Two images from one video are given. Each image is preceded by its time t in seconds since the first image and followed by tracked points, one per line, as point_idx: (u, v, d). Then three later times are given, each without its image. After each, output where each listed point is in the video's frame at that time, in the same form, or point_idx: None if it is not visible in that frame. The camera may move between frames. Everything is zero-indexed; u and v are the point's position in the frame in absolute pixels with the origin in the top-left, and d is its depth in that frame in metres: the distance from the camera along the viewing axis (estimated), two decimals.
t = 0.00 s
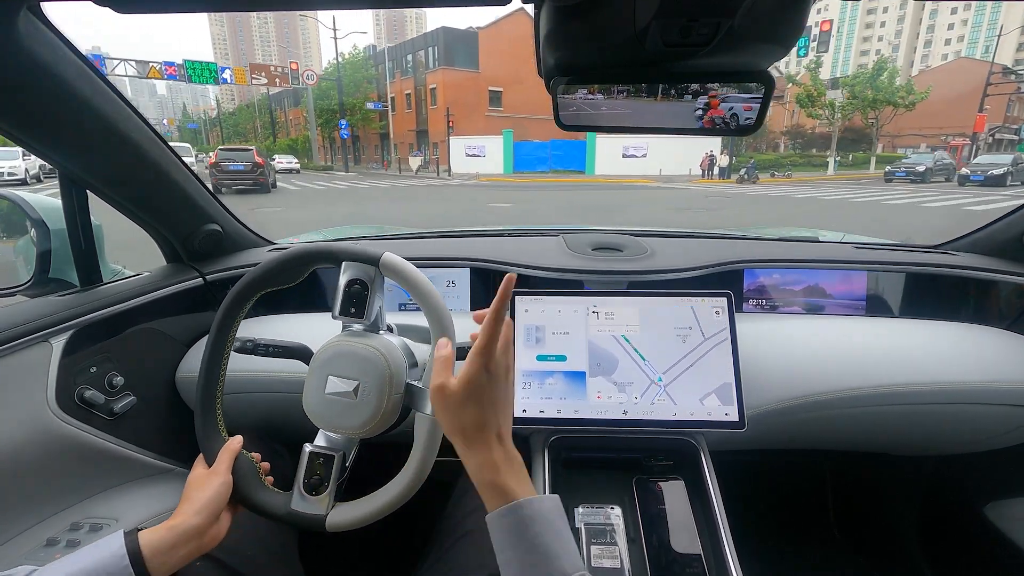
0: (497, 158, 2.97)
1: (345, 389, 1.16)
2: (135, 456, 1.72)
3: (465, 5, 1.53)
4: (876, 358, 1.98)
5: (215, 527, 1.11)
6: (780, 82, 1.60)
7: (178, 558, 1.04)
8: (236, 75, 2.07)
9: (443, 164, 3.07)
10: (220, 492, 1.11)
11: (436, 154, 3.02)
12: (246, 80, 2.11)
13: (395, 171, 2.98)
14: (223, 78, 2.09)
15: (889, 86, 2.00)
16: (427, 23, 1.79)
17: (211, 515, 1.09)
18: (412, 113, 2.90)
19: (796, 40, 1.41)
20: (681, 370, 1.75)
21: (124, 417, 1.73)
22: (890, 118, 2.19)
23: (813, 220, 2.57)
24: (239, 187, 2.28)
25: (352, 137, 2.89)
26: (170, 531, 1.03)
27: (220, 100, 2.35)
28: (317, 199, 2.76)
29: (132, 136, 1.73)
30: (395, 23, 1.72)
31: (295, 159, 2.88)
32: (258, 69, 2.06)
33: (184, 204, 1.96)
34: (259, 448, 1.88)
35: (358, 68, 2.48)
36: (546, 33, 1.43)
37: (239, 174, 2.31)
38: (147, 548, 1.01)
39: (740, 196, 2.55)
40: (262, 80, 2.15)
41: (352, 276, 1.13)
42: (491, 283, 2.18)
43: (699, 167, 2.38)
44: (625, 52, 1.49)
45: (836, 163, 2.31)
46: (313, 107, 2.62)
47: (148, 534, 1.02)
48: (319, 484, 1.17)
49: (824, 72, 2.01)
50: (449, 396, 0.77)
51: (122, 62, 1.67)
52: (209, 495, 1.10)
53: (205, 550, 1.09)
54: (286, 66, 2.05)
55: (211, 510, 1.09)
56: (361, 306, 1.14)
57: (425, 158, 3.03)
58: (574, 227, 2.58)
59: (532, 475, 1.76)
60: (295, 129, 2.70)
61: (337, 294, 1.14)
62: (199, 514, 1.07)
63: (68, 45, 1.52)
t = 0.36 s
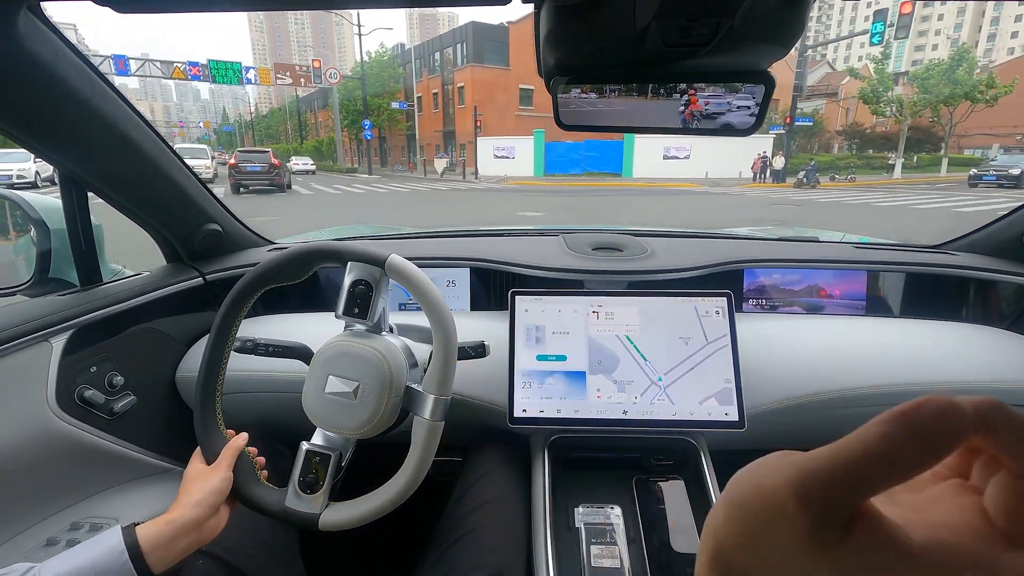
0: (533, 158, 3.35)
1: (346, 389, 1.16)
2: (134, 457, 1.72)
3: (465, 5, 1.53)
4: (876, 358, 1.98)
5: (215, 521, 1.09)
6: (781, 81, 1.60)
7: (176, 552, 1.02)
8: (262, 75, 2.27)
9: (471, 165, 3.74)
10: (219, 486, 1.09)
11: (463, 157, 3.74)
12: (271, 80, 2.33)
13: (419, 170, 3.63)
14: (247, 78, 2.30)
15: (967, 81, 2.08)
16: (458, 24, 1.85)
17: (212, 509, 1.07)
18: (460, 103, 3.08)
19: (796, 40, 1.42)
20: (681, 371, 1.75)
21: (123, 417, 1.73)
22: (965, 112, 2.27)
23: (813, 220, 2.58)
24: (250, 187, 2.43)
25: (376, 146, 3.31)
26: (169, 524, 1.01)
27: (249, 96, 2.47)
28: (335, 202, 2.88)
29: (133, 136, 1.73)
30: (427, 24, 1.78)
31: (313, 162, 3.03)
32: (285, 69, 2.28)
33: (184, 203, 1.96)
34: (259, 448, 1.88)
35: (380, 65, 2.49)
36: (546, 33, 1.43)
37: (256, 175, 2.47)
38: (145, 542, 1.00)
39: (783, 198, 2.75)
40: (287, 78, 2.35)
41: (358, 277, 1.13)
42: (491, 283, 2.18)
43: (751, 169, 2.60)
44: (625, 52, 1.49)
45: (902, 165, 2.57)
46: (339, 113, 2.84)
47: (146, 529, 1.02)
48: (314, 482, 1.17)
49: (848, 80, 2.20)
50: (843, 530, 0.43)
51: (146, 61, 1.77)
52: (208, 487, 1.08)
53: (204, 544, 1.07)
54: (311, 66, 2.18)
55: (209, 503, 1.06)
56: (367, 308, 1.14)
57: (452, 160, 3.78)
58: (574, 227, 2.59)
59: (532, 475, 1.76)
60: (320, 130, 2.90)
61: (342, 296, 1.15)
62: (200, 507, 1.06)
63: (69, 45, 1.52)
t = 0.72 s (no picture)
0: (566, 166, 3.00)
1: (345, 389, 1.16)
2: (135, 456, 1.72)
3: (466, 4, 1.53)
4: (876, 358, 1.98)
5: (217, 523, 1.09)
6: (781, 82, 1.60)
7: (178, 554, 1.02)
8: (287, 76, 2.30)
9: (501, 171, 3.15)
10: (221, 488, 1.09)
11: (494, 162, 3.12)
12: (297, 82, 2.35)
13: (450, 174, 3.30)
14: (273, 79, 2.31)
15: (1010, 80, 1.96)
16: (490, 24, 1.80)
17: (214, 512, 1.07)
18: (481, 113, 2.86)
19: (796, 40, 1.42)
20: (681, 372, 1.75)
21: (123, 417, 1.73)
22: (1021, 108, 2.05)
23: (814, 221, 2.57)
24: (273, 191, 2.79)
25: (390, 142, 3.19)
26: (171, 526, 1.01)
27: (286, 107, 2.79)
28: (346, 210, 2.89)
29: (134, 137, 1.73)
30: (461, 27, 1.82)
31: (333, 165, 3.31)
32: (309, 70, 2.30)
33: (184, 203, 1.96)
34: (259, 448, 1.89)
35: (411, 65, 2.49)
36: (547, 33, 1.43)
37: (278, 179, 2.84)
38: (147, 545, 1.00)
39: (871, 207, 2.56)
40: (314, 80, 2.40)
41: (354, 276, 1.13)
42: (491, 283, 2.18)
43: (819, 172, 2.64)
44: (625, 52, 1.49)
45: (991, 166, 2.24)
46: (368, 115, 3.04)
47: (148, 531, 1.02)
48: (316, 483, 1.16)
49: (920, 69, 1.76)
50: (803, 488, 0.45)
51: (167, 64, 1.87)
52: (210, 489, 1.07)
53: (206, 546, 1.07)
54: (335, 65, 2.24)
55: (211, 505, 1.06)
56: (366, 306, 1.14)
57: (484, 165, 3.18)
58: (574, 227, 2.59)
59: (532, 475, 1.76)
60: (351, 133, 3.22)
61: (341, 295, 1.14)
62: (202, 509, 1.05)
63: (69, 45, 1.52)
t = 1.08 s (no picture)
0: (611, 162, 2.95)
1: (345, 390, 1.16)
2: (135, 456, 1.72)
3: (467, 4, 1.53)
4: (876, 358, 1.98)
5: (213, 519, 1.09)
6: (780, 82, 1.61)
7: (176, 549, 1.02)
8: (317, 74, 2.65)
9: (536, 168, 3.46)
10: (218, 483, 1.10)
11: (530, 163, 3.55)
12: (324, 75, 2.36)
13: (482, 172, 3.82)
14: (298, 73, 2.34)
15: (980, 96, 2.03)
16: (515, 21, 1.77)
17: (210, 507, 1.07)
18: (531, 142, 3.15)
19: (796, 40, 1.42)
20: (682, 372, 1.75)
21: (123, 417, 1.73)
22: None
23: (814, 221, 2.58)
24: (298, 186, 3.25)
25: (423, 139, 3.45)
26: (169, 521, 1.01)
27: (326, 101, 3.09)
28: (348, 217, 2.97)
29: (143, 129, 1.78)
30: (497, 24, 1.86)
31: (361, 166, 3.90)
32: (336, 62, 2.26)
33: (184, 203, 1.96)
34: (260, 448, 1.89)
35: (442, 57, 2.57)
36: (547, 33, 1.42)
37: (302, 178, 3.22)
38: (144, 541, 1.00)
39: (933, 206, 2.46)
40: (340, 74, 2.75)
41: (356, 277, 1.13)
42: (491, 282, 2.18)
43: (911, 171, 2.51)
44: (625, 53, 1.49)
45: None
46: (397, 112, 3.37)
47: (145, 528, 1.02)
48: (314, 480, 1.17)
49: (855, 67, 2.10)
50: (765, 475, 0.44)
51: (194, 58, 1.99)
52: (207, 484, 1.08)
53: (203, 543, 1.07)
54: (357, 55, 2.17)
55: (208, 501, 1.07)
56: (369, 307, 1.14)
57: (518, 162, 3.61)
58: (574, 227, 2.59)
59: (532, 475, 1.76)
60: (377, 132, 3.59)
61: (343, 296, 1.15)
62: (199, 504, 1.06)
63: (69, 45, 1.52)
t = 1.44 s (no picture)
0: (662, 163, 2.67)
1: (345, 392, 1.16)
2: (135, 456, 1.72)
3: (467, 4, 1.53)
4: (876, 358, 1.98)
5: (215, 520, 1.09)
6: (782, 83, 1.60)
7: (178, 550, 1.02)
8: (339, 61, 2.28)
9: (574, 167, 2.90)
10: (219, 485, 1.10)
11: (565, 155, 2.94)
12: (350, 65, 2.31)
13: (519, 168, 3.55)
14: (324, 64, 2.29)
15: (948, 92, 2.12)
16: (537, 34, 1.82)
17: (212, 507, 1.07)
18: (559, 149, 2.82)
19: (797, 40, 1.42)
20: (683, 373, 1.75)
21: (124, 417, 1.73)
22: None
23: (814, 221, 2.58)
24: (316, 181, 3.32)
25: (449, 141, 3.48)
26: (170, 522, 1.01)
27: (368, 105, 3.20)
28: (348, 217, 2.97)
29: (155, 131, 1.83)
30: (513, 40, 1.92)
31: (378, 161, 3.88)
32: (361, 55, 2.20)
33: (184, 203, 1.96)
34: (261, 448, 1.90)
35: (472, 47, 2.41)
36: (546, 33, 1.42)
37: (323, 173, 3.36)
38: (146, 541, 0.99)
39: None
40: (368, 67, 2.37)
41: (366, 279, 1.12)
42: (491, 283, 2.18)
43: None
44: (625, 52, 1.49)
45: None
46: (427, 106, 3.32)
47: (146, 528, 1.01)
48: (306, 478, 1.17)
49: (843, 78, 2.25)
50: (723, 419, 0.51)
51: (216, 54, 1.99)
52: (209, 486, 1.08)
53: (205, 543, 1.07)
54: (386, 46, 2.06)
55: (209, 503, 1.07)
56: (377, 309, 1.13)
57: (554, 160, 3.09)
58: (575, 228, 2.59)
59: (533, 475, 1.76)
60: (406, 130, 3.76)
61: (348, 296, 1.13)
62: (200, 504, 1.06)
63: (68, 45, 1.52)
